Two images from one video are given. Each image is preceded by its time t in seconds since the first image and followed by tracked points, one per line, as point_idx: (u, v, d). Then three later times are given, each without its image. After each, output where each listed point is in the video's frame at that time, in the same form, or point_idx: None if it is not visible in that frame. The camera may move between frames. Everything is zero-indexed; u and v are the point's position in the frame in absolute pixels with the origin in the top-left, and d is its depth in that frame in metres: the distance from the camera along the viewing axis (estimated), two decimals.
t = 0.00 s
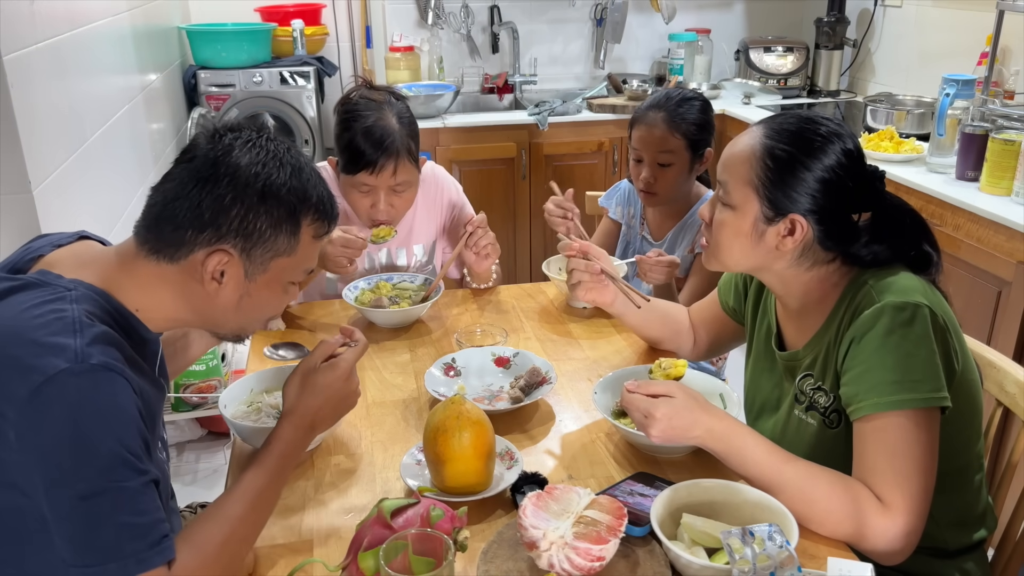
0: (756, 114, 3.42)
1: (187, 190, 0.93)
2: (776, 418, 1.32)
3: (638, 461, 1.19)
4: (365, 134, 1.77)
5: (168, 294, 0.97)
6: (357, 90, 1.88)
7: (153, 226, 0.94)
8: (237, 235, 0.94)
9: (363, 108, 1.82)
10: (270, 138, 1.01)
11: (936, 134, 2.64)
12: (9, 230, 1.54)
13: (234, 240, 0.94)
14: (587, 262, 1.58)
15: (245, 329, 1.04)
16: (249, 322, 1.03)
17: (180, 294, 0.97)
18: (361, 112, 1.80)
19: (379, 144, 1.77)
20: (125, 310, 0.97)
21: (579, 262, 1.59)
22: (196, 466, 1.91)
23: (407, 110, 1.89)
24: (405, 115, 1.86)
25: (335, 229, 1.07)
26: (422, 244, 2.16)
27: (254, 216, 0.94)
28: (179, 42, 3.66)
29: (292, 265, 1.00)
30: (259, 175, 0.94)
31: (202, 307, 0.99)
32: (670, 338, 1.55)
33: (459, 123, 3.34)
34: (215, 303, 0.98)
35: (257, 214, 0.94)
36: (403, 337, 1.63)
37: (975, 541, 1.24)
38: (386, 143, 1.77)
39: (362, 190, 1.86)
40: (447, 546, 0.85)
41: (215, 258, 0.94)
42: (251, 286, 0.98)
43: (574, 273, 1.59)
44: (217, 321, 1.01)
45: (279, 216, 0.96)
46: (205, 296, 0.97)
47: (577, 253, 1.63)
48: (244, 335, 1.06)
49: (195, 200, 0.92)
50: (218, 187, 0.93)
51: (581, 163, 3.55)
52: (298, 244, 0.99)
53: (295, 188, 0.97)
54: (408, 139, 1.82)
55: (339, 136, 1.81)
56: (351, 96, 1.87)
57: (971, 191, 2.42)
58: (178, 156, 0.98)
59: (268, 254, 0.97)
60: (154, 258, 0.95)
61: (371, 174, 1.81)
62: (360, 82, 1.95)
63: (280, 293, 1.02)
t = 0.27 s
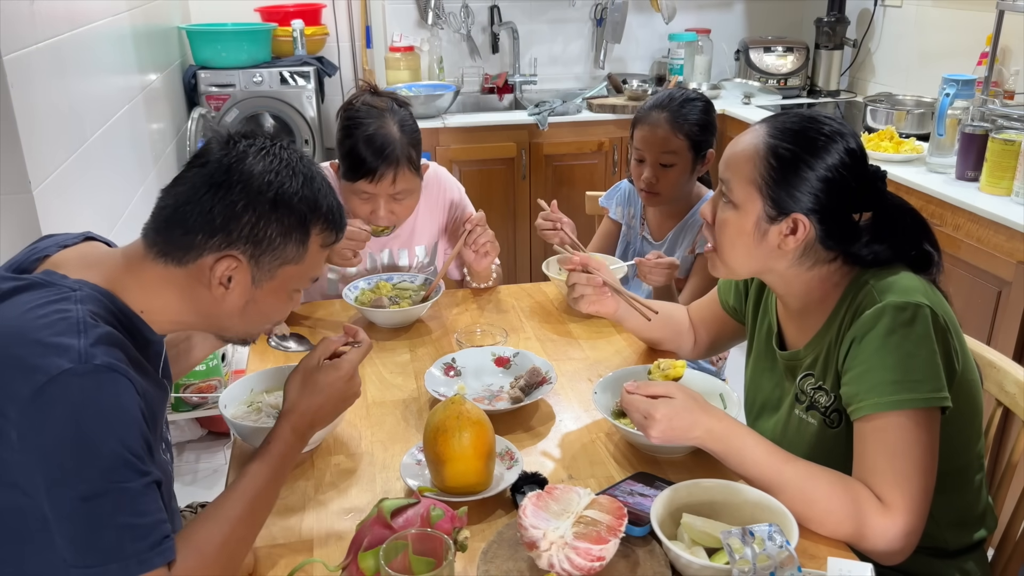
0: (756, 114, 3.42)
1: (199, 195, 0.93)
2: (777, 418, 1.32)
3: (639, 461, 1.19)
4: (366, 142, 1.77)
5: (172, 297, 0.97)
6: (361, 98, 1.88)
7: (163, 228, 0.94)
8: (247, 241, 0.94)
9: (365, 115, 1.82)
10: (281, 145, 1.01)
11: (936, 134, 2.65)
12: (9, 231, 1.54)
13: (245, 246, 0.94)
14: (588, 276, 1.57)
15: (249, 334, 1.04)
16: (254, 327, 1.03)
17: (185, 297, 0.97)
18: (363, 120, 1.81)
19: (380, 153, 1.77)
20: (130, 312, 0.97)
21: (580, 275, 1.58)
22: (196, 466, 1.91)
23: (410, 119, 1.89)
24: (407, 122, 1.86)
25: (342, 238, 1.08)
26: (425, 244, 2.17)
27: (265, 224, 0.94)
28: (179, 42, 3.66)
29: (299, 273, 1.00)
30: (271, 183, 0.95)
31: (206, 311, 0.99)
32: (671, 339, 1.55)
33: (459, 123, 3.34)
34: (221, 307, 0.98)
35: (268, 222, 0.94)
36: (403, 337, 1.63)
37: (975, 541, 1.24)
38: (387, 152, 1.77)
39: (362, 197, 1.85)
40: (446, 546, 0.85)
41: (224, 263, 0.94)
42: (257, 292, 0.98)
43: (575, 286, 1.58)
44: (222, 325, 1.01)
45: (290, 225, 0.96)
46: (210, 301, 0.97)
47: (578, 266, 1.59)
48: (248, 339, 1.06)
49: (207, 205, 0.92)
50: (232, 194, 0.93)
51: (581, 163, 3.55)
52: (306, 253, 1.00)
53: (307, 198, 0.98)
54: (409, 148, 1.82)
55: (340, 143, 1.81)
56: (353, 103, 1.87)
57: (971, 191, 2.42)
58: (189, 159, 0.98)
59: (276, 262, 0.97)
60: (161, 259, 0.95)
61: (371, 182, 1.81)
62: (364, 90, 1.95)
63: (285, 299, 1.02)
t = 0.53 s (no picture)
0: (756, 114, 3.42)
1: (208, 198, 0.93)
2: (778, 417, 1.32)
3: (639, 461, 1.20)
4: (365, 149, 1.77)
5: (175, 299, 0.97)
6: (360, 104, 1.87)
7: (169, 230, 0.94)
8: (254, 246, 0.94)
9: (363, 122, 1.81)
10: (289, 152, 1.01)
11: (936, 134, 2.65)
12: (9, 231, 1.54)
13: (251, 250, 0.94)
14: (587, 280, 1.56)
15: (251, 336, 1.04)
16: (256, 329, 1.03)
17: (188, 299, 0.97)
18: (361, 127, 1.80)
19: (377, 162, 1.77)
20: (131, 312, 0.97)
21: (579, 279, 1.58)
22: (196, 466, 1.91)
23: (409, 125, 1.89)
24: (405, 130, 1.86)
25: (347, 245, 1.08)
26: (425, 244, 2.17)
27: (273, 231, 0.94)
28: (179, 42, 3.65)
29: (302, 279, 1.00)
30: (280, 191, 0.95)
31: (208, 315, 0.99)
32: (671, 339, 1.55)
33: (459, 123, 3.34)
34: (222, 310, 0.97)
35: (276, 229, 0.94)
36: (403, 337, 1.63)
37: (975, 541, 1.24)
38: (383, 161, 1.77)
39: (359, 203, 1.86)
40: (446, 546, 0.85)
41: (229, 267, 0.94)
42: (259, 296, 0.98)
43: (575, 290, 1.58)
44: (223, 328, 1.01)
45: (297, 231, 0.96)
46: (213, 304, 0.97)
47: (577, 270, 1.60)
48: (247, 341, 1.06)
49: (215, 209, 0.92)
50: (241, 199, 0.93)
51: (581, 163, 3.55)
52: (311, 259, 1.00)
53: (315, 207, 0.98)
54: (407, 156, 1.82)
55: (338, 150, 1.81)
56: (353, 108, 1.87)
57: (971, 191, 2.42)
58: (197, 162, 0.98)
59: (281, 267, 0.97)
60: (165, 260, 0.95)
61: (368, 190, 1.81)
62: (364, 94, 1.94)
63: (287, 303, 1.02)
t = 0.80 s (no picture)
0: (756, 114, 3.41)
1: (207, 198, 0.93)
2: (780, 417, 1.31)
3: (639, 461, 1.19)
4: (367, 150, 1.76)
5: (172, 299, 0.97)
6: (361, 103, 1.86)
7: (168, 228, 0.94)
8: (252, 246, 0.94)
9: (365, 123, 1.81)
10: (290, 152, 1.01)
11: (936, 134, 2.64)
12: (9, 231, 1.54)
13: (250, 250, 0.94)
14: (587, 281, 1.56)
15: (249, 337, 1.04)
16: (254, 330, 1.03)
17: (185, 299, 0.97)
18: (362, 127, 1.80)
19: (379, 162, 1.77)
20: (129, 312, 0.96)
21: (579, 281, 1.57)
22: (196, 466, 1.91)
23: (411, 125, 1.88)
24: (407, 129, 1.85)
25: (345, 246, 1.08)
26: (425, 243, 2.17)
27: (271, 230, 0.94)
28: (179, 42, 3.65)
29: (300, 279, 1.01)
30: (280, 190, 0.95)
31: (205, 315, 0.98)
32: (671, 340, 1.55)
33: (459, 123, 3.33)
34: (219, 309, 0.97)
35: (274, 228, 0.94)
36: (403, 337, 1.63)
37: (976, 542, 1.24)
38: (385, 162, 1.77)
39: (361, 203, 1.85)
40: (446, 546, 0.85)
41: (228, 267, 0.93)
42: (257, 297, 0.98)
43: (575, 292, 1.57)
44: (220, 328, 1.01)
45: (295, 232, 0.96)
46: (210, 303, 0.97)
47: (576, 271, 1.60)
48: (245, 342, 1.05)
49: (214, 208, 0.92)
50: (241, 198, 0.93)
51: (582, 163, 3.54)
52: (309, 259, 1.00)
53: (314, 208, 0.98)
54: (408, 155, 1.82)
55: (339, 150, 1.81)
56: (354, 108, 1.86)
57: (971, 191, 2.42)
58: (197, 162, 0.97)
59: (279, 267, 0.97)
60: (164, 259, 0.95)
61: (370, 190, 1.81)
62: (365, 93, 1.93)
63: (283, 303, 1.02)
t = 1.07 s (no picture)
0: (756, 114, 3.41)
1: (194, 189, 0.92)
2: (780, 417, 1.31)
3: (639, 461, 1.19)
4: (370, 151, 1.76)
5: (164, 295, 0.97)
6: (364, 105, 1.87)
7: (156, 223, 0.93)
8: (241, 237, 0.93)
9: (368, 125, 1.81)
10: (281, 144, 1.01)
11: (936, 134, 2.64)
12: (9, 231, 1.54)
13: (238, 241, 0.93)
14: (589, 273, 1.56)
15: (242, 332, 1.04)
16: (246, 325, 1.02)
17: (177, 295, 0.96)
18: (365, 129, 1.80)
19: (382, 163, 1.77)
20: (121, 309, 0.96)
21: (581, 272, 1.58)
22: (195, 467, 1.91)
23: (413, 127, 1.88)
24: (410, 131, 1.86)
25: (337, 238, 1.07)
26: (426, 243, 2.17)
27: (259, 221, 0.94)
28: (179, 42, 3.65)
29: (290, 271, 1.00)
30: (267, 180, 0.94)
31: (197, 309, 0.98)
32: (672, 340, 1.55)
33: (459, 123, 3.33)
34: (211, 304, 0.97)
35: (262, 219, 0.94)
36: (403, 337, 1.63)
37: (975, 542, 1.24)
38: (389, 162, 1.77)
39: (363, 204, 1.85)
40: (446, 546, 0.85)
41: (216, 259, 0.93)
42: (248, 290, 0.98)
43: (575, 283, 1.57)
44: (213, 323, 1.01)
45: (285, 223, 0.95)
46: (201, 297, 0.96)
47: (578, 263, 1.61)
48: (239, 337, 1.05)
49: (201, 200, 0.92)
50: (228, 189, 0.92)
51: (582, 163, 3.54)
52: (299, 251, 0.99)
53: (303, 198, 0.97)
54: (411, 157, 1.82)
55: (342, 152, 1.81)
56: (356, 109, 1.86)
57: (972, 191, 2.42)
58: (184, 158, 0.97)
59: (268, 259, 0.96)
60: (153, 256, 0.94)
61: (373, 192, 1.80)
62: (367, 95, 1.93)
63: (275, 298, 1.01)
